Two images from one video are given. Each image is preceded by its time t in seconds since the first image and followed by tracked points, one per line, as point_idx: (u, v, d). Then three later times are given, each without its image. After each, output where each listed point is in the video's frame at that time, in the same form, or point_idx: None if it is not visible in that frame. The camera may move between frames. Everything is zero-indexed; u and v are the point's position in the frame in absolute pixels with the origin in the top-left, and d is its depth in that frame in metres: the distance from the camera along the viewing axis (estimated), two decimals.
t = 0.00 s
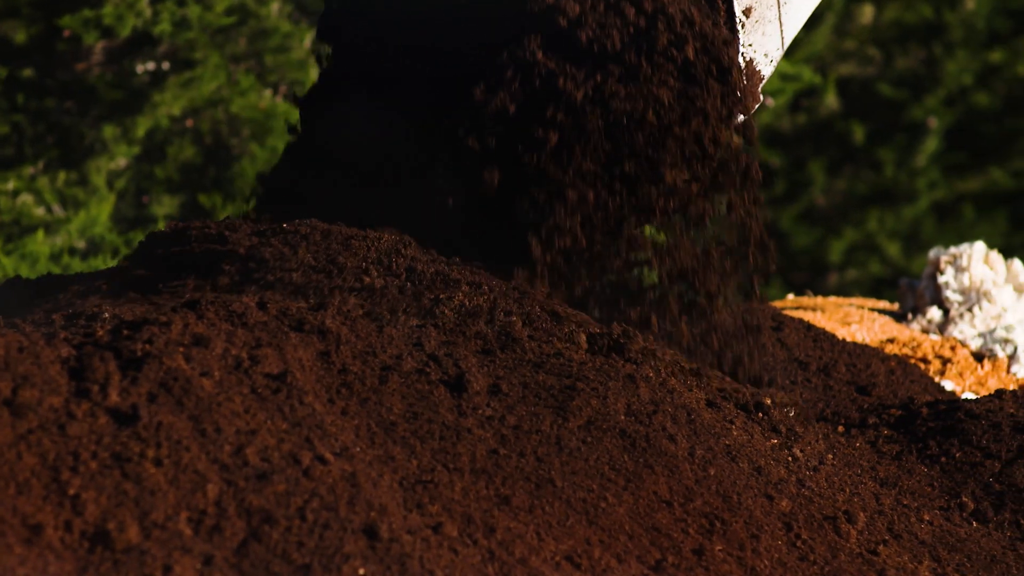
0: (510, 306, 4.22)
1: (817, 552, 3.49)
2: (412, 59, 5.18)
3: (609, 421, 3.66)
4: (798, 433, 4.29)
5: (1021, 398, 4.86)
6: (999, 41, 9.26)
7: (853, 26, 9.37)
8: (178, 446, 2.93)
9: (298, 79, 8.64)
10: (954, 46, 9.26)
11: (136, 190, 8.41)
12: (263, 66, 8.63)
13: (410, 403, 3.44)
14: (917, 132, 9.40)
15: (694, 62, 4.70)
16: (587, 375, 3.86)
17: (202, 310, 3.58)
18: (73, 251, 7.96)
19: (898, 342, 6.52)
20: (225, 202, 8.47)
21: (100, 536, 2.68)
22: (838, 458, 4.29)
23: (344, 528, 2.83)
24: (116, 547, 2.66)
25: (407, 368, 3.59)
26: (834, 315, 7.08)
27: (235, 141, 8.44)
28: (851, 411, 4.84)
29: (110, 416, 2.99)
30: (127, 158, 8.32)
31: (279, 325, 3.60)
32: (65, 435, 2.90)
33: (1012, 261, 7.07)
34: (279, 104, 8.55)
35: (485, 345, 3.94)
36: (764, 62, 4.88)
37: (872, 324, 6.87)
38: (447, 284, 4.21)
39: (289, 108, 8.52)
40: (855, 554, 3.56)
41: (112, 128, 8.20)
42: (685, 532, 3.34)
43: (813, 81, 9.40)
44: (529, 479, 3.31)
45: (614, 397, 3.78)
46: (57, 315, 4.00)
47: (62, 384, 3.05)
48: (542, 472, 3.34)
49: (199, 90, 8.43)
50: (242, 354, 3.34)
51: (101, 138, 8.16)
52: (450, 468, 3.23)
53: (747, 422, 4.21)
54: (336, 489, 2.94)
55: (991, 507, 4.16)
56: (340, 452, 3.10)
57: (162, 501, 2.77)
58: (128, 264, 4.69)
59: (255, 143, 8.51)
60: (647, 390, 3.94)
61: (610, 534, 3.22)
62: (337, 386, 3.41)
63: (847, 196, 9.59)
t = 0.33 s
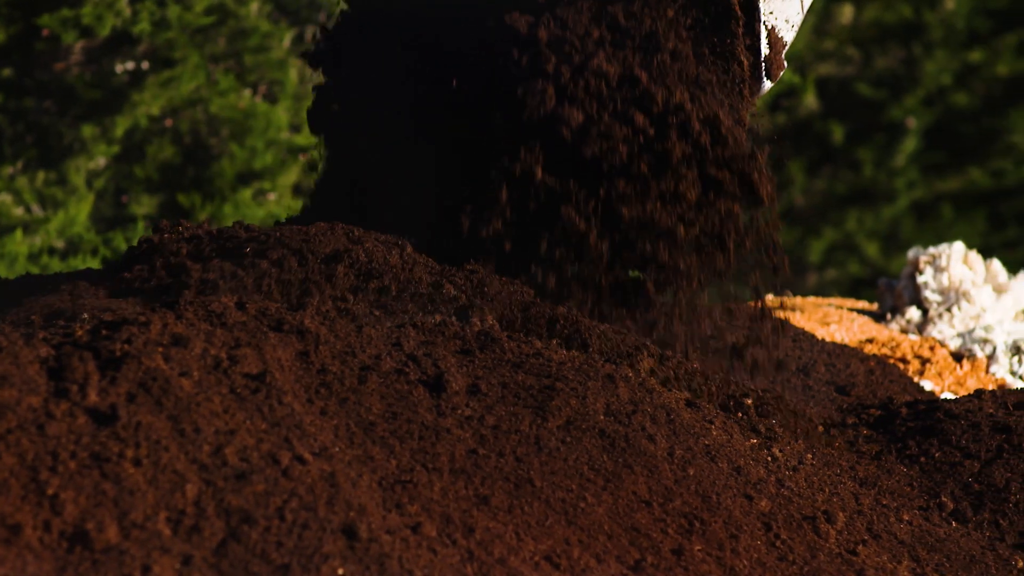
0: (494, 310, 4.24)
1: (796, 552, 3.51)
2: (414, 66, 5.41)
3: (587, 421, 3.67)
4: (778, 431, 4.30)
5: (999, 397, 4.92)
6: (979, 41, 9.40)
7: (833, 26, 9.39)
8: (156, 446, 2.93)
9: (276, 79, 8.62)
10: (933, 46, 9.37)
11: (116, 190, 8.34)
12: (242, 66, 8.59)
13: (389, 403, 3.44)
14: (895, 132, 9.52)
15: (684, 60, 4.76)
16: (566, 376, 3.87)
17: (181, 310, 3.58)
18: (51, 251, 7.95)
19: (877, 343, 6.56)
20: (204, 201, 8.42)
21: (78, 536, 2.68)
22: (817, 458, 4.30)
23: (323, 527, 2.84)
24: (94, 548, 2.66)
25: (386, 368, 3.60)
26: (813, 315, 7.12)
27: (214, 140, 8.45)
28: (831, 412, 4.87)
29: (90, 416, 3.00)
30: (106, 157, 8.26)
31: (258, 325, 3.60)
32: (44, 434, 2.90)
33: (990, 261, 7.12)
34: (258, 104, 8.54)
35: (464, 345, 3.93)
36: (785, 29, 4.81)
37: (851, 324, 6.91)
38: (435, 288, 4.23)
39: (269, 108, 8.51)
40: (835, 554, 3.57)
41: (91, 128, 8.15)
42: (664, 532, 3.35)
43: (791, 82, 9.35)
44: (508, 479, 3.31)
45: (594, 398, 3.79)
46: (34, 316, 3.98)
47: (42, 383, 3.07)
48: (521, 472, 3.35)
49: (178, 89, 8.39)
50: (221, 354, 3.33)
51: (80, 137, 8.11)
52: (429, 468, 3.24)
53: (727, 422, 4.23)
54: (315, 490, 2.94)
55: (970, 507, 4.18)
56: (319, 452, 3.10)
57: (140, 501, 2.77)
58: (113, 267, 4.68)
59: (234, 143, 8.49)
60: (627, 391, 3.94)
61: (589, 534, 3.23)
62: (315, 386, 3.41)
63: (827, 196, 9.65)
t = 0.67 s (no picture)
0: (475, 311, 4.23)
1: (774, 551, 3.53)
2: (424, 73, 5.35)
3: (566, 421, 3.67)
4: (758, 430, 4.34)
5: (976, 397, 4.97)
6: (957, 41, 10.10)
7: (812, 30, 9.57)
8: (135, 445, 2.93)
9: (254, 79, 8.74)
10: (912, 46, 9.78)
11: (95, 189, 8.27)
12: (220, 66, 8.73)
13: (369, 403, 3.44)
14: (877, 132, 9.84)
15: (689, 90, 4.85)
16: (544, 375, 3.87)
17: (159, 309, 3.57)
18: (30, 250, 7.80)
19: (855, 342, 6.61)
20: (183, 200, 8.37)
21: (56, 536, 2.70)
22: (796, 456, 4.32)
23: (302, 527, 2.84)
24: (73, 548, 2.68)
25: (364, 367, 3.59)
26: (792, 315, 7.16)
27: (193, 140, 8.40)
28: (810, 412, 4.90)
29: (68, 416, 3.00)
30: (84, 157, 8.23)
31: (236, 324, 3.59)
32: (21, 433, 2.92)
33: (968, 261, 7.19)
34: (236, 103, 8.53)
35: (443, 344, 3.92)
36: None
37: (829, 324, 6.95)
38: (415, 290, 4.21)
39: (247, 108, 8.51)
40: (812, 554, 3.60)
41: (69, 127, 8.11)
42: (642, 532, 3.37)
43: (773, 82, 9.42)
44: (487, 478, 3.32)
45: (571, 397, 3.80)
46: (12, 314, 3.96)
47: (20, 383, 3.08)
48: (499, 471, 3.35)
49: (157, 88, 8.34)
50: (199, 354, 3.33)
51: (58, 136, 8.07)
52: (408, 467, 3.24)
53: (706, 421, 4.24)
54: (293, 489, 2.95)
55: (947, 507, 4.22)
56: (296, 451, 3.10)
57: (118, 501, 2.79)
58: (89, 279, 4.43)
59: (213, 142, 8.46)
60: (605, 390, 3.95)
61: (567, 534, 3.24)
62: (293, 385, 3.41)
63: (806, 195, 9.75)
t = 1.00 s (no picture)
0: (457, 312, 4.23)
1: (755, 551, 3.55)
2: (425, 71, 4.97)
3: (547, 420, 3.68)
4: (740, 429, 4.35)
5: (957, 396, 5.00)
6: (936, 42, 10.79)
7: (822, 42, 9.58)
8: (115, 445, 2.92)
9: (235, 79, 8.92)
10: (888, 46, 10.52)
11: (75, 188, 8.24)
12: (201, 65, 8.81)
13: (349, 403, 3.44)
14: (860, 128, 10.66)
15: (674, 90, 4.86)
16: (525, 375, 3.87)
17: (140, 309, 3.57)
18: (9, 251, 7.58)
19: (836, 342, 6.64)
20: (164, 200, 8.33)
21: (37, 535, 2.70)
22: (777, 454, 4.34)
23: (283, 527, 2.85)
24: (54, 547, 2.67)
25: (345, 367, 3.59)
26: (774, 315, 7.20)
27: (173, 139, 8.37)
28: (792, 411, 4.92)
29: (48, 415, 3.00)
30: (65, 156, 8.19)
31: (217, 324, 3.58)
32: (2, 433, 2.91)
33: (949, 260, 7.24)
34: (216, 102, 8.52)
35: (423, 344, 3.92)
36: None
37: (810, 323, 7.00)
38: (396, 290, 4.20)
39: (228, 107, 8.51)
40: (793, 553, 3.62)
41: (50, 126, 8.04)
42: (623, 532, 3.38)
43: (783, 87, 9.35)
44: (468, 478, 3.32)
45: (552, 397, 3.80)
46: None
47: None
48: (480, 471, 3.36)
49: (138, 88, 8.29)
50: (180, 353, 3.32)
51: (39, 136, 8.00)
52: (389, 467, 3.24)
53: (687, 420, 4.25)
54: (274, 488, 2.95)
55: (928, 506, 4.26)
56: (277, 451, 3.10)
57: (99, 500, 2.78)
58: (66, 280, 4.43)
59: (193, 141, 8.43)
60: (586, 390, 3.96)
61: (548, 534, 3.25)
62: (274, 385, 3.40)
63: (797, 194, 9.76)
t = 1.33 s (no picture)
0: (440, 311, 4.23)
1: (739, 550, 3.57)
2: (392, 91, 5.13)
3: (530, 420, 3.69)
4: (724, 428, 4.36)
5: (940, 396, 5.02)
6: (919, 41, 10.67)
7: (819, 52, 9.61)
8: (98, 445, 2.92)
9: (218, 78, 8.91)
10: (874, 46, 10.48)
11: (58, 188, 8.21)
12: (184, 65, 8.83)
13: (332, 402, 3.44)
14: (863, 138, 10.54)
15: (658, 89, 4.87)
16: (509, 374, 3.87)
17: (123, 308, 3.55)
18: None
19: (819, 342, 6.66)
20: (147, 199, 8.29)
21: (21, 534, 2.69)
22: (760, 453, 4.35)
23: (266, 527, 2.85)
24: (37, 547, 2.67)
25: (328, 367, 3.58)
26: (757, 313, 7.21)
27: (156, 138, 8.32)
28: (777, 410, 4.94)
29: (31, 415, 2.99)
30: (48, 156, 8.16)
31: (200, 323, 3.58)
32: None
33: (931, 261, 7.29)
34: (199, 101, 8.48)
35: (407, 344, 3.92)
36: None
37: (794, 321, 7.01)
38: (379, 290, 4.19)
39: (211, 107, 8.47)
40: (775, 553, 3.64)
41: (33, 125, 8.03)
42: (606, 531, 3.39)
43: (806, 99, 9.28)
44: (451, 477, 3.32)
45: (535, 396, 3.81)
46: None
47: None
48: (463, 470, 3.36)
49: (121, 87, 8.28)
50: (163, 353, 3.32)
51: (22, 134, 7.97)
52: (372, 466, 3.25)
53: (671, 418, 4.26)
54: (257, 488, 2.95)
55: (911, 506, 4.31)
56: (261, 450, 3.10)
57: (83, 500, 2.78)
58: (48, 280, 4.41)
59: (175, 141, 8.39)
60: (569, 389, 3.97)
61: (532, 533, 3.26)
62: (257, 385, 3.40)
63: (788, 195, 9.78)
